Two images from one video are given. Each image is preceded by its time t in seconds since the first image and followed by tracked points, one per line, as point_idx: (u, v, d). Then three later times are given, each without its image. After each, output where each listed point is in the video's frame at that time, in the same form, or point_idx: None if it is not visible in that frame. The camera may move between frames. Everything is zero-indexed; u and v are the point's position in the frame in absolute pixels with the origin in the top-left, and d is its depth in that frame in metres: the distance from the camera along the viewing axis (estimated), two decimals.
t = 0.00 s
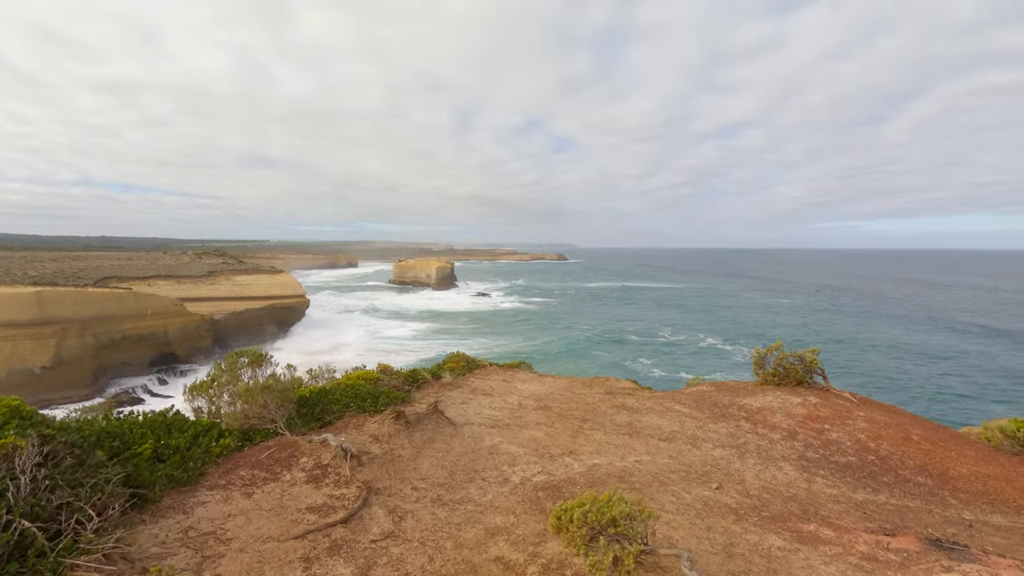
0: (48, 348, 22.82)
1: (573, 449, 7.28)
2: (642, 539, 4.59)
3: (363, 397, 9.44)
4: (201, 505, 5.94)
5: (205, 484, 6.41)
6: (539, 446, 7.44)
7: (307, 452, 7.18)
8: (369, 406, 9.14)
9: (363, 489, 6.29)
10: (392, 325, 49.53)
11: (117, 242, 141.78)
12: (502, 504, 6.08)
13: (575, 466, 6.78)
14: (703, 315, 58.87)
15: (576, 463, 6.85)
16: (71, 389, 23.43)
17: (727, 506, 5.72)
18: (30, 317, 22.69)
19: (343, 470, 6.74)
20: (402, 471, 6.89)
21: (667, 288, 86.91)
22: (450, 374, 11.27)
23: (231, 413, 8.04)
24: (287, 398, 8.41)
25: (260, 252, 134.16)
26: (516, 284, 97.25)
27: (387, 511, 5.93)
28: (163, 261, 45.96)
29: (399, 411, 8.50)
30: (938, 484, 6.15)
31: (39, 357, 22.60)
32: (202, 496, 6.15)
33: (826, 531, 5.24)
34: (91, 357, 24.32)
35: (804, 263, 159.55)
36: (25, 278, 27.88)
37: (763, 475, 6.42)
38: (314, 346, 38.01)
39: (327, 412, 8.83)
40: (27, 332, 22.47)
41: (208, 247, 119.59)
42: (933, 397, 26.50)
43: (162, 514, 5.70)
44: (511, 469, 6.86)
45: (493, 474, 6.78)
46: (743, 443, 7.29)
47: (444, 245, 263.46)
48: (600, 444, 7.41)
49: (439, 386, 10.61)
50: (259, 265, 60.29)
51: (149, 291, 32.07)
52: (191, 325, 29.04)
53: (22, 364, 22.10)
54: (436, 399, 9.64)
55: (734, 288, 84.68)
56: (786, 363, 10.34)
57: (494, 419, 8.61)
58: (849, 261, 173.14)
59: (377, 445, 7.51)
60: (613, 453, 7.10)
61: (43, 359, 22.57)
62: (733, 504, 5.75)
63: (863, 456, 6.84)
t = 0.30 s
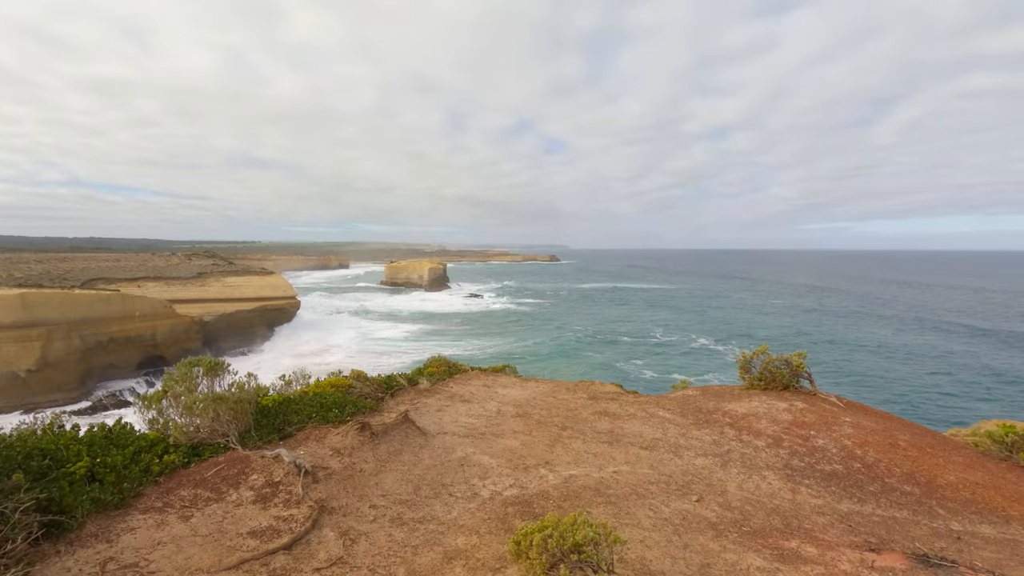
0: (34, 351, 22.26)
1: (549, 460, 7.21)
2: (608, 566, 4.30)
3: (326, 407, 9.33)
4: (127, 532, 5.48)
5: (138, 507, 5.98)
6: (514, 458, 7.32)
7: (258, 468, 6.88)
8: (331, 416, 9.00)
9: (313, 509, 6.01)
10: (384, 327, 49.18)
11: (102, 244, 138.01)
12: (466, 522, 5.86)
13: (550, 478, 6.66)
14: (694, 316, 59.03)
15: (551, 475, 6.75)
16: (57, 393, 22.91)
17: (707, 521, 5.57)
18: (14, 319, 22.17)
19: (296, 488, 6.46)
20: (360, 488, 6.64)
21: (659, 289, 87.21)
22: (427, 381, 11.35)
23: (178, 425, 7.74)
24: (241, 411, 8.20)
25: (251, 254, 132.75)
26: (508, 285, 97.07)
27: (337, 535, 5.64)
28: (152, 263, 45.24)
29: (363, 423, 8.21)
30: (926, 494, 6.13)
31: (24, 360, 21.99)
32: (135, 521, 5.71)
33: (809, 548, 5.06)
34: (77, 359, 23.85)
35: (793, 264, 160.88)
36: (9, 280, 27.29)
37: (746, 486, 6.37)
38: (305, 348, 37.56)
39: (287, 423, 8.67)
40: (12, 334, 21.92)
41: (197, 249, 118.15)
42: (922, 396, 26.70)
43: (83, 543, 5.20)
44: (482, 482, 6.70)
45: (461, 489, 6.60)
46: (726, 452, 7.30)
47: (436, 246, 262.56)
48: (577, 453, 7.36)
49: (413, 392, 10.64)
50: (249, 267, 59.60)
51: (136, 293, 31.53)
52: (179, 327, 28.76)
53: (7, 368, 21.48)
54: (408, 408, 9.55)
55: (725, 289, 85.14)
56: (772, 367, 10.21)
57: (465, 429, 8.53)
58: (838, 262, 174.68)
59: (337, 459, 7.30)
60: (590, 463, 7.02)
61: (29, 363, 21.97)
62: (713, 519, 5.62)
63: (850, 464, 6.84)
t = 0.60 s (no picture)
0: (14, 356, 21.63)
1: (518, 471, 7.03)
2: None
3: (281, 416, 9.12)
4: (27, 561, 5.10)
5: (46, 532, 5.60)
6: (480, 470, 7.13)
7: (190, 485, 6.54)
8: (284, 426, 8.79)
9: (247, 531, 5.69)
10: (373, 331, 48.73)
11: (86, 248, 135.60)
12: (418, 543, 5.55)
13: (518, 491, 6.45)
14: (685, 319, 59.18)
15: (519, 487, 6.55)
16: (38, 400, 22.31)
17: (680, 536, 5.37)
18: None
19: (231, 507, 6.14)
20: (306, 506, 6.36)
21: (649, 293, 87.40)
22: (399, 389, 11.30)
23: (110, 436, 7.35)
24: (182, 421, 7.91)
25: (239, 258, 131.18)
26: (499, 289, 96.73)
27: (270, 560, 5.31)
28: (137, 267, 44.39)
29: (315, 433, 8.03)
30: (910, 504, 6.05)
31: (4, 367, 21.33)
32: (37, 549, 5.32)
33: (786, 566, 4.84)
34: (59, 365, 23.31)
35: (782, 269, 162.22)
36: None
37: (725, 497, 6.25)
38: (293, 353, 37.00)
39: (236, 435, 8.44)
40: None
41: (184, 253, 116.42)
42: (911, 399, 26.86)
43: None
44: (444, 497, 6.44)
45: (419, 504, 6.34)
46: (705, 461, 7.24)
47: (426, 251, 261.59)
48: (549, 463, 7.22)
49: (384, 400, 10.63)
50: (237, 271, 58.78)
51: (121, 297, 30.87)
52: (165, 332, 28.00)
53: None
54: (366, 417, 9.42)
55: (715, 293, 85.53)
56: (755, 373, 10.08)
57: (430, 440, 8.34)
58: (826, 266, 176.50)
59: (284, 474, 7.02)
60: (561, 475, 6.85)
61: (9, 369, 21.35)
62: (686, 534, 5.42)
63: (832, 473, 6.79)
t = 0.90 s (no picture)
0: None
1: (489, 488, 6.83)
2: None
3: (233, 432, 8.80)
4: None
5: None
6: (448, 488, 6.91)
7: (116, 513, 6.14)
8: (234, 443, 8.46)
9: (174, 563, 5.25)
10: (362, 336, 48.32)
11: (72, 253, 133.47)
12: (370, 571, 5.21)
13: (487, 510, 6.25)
14: (675, 323, 59.37)
15: (489, 506, 6.34)
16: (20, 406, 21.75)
17: (656, 559, 5.16)
18: None
19: (157, 538, 5.68)
20: (247, 533, 5.98)
21: (640, 297, 87.69)
22: (371, 399, 11.23)
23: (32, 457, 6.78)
24: (117, 440, 7.40)
25: (228, 262, 129.87)
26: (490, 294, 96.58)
27: None
28: (124, 271, 43.66)
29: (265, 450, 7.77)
30: (897, 518, 5.91)
31: None
32: None
33: None
34: (42, 371, 22.93)
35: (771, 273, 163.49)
36: None
37: (706, 513, 6.08)
38: (281, 358, 36.46)
39: (181, 453, 8.07)
40: None
41: (172, 257, 115.00)
42: (899, 402, 27.02)
43: None
44: (405, 517, 6.19)
45: (377, 527, 6.03)
46: (686, 474, 7.10)
47: (417, 255, 260.65)
48: (523, 480, 7.05)
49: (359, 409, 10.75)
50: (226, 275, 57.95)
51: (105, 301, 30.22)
52: (152, 336, 27.34)
53: None
54: (329, 429, 9.43)
55: (705, 296, 86.01)
56: (739, 381, 9.97)
57: (398, 454, 8.19)
58: (815, 270, 178.08)
59: (228, 497, 6.66)
60: (534, 491, 6.69)
61: None
62: (663, 555, 5.22)
63: (817, 486, 6.64)
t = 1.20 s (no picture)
0: None
1: (459, 498, 6.58)
2: None
3: (181, 440, 8.31)
4: None
5: None
6: (415, 499, 6.63)
7: (27, 533, 5.48)
8: (178, 452, 7.94)
9: None
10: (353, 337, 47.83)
11: (58, 254, 131.31)
12: None
13: (456, 522, 5.98)
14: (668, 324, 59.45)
15: (458, 517, 6.08)
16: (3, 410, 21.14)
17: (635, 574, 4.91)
18: None
19: (71, 562, 5.07)
20: (179, 554, 5.50)
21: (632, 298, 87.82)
22: (343, 402, 11.04)
23: None
24: (44, 448, 6.71)
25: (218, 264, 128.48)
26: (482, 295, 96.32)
27: None
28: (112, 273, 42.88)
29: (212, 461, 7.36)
30: (891, 527, 5.68)
31: None
32: None
33: None
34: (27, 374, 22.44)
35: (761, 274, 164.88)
36: None
37: (689, 523, 5.84)
38: (272, 360, 35.92)
39: (119, 464, 7.45)
40: None
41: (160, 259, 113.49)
42: (891, 402, 27.07)
43: None
44: (364, 532, 5.88)
45: (330, 544, 5.69)
46: (670, 481, 6.87)
47: (409, 257, 259.80)
48: (497, 488, 6.80)
49: (325, 414, 10.49)
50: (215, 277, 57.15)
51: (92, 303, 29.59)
52: (141, 338, 26.82)
53: None
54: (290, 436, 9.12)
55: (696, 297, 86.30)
56: (727, 382, 9.76)
57: (365, 462, 7.96)
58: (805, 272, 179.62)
59: (162, 513, 6.21)
60: (508, 501, 6.43)
61: None
62: (642, 570, 4.96)
63: (808, 493, 6.41)
